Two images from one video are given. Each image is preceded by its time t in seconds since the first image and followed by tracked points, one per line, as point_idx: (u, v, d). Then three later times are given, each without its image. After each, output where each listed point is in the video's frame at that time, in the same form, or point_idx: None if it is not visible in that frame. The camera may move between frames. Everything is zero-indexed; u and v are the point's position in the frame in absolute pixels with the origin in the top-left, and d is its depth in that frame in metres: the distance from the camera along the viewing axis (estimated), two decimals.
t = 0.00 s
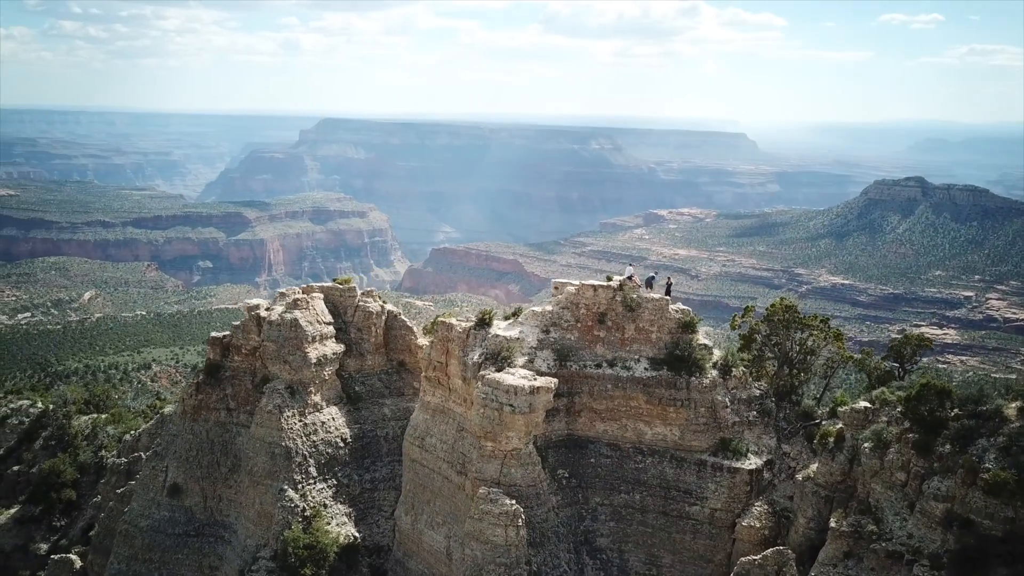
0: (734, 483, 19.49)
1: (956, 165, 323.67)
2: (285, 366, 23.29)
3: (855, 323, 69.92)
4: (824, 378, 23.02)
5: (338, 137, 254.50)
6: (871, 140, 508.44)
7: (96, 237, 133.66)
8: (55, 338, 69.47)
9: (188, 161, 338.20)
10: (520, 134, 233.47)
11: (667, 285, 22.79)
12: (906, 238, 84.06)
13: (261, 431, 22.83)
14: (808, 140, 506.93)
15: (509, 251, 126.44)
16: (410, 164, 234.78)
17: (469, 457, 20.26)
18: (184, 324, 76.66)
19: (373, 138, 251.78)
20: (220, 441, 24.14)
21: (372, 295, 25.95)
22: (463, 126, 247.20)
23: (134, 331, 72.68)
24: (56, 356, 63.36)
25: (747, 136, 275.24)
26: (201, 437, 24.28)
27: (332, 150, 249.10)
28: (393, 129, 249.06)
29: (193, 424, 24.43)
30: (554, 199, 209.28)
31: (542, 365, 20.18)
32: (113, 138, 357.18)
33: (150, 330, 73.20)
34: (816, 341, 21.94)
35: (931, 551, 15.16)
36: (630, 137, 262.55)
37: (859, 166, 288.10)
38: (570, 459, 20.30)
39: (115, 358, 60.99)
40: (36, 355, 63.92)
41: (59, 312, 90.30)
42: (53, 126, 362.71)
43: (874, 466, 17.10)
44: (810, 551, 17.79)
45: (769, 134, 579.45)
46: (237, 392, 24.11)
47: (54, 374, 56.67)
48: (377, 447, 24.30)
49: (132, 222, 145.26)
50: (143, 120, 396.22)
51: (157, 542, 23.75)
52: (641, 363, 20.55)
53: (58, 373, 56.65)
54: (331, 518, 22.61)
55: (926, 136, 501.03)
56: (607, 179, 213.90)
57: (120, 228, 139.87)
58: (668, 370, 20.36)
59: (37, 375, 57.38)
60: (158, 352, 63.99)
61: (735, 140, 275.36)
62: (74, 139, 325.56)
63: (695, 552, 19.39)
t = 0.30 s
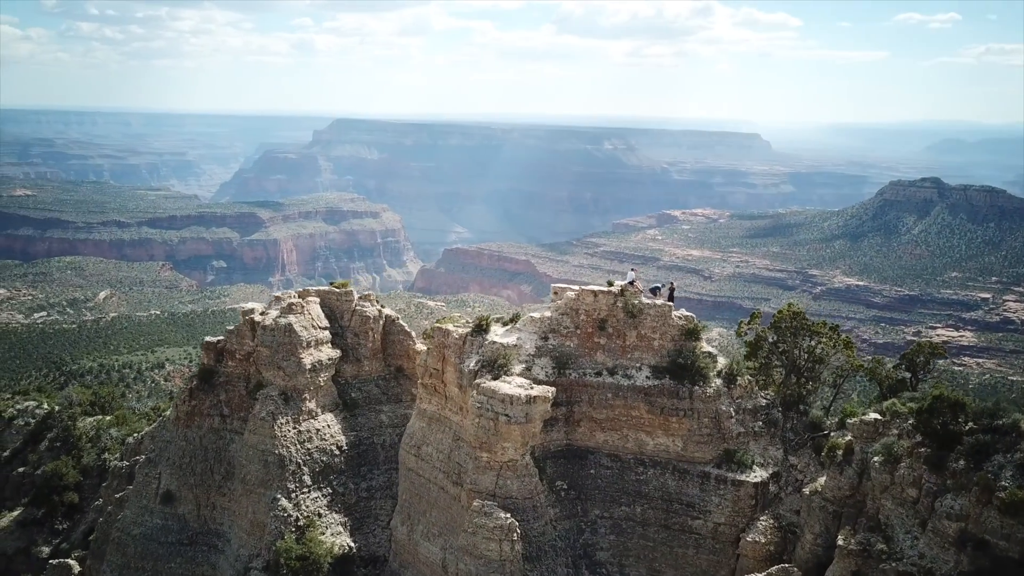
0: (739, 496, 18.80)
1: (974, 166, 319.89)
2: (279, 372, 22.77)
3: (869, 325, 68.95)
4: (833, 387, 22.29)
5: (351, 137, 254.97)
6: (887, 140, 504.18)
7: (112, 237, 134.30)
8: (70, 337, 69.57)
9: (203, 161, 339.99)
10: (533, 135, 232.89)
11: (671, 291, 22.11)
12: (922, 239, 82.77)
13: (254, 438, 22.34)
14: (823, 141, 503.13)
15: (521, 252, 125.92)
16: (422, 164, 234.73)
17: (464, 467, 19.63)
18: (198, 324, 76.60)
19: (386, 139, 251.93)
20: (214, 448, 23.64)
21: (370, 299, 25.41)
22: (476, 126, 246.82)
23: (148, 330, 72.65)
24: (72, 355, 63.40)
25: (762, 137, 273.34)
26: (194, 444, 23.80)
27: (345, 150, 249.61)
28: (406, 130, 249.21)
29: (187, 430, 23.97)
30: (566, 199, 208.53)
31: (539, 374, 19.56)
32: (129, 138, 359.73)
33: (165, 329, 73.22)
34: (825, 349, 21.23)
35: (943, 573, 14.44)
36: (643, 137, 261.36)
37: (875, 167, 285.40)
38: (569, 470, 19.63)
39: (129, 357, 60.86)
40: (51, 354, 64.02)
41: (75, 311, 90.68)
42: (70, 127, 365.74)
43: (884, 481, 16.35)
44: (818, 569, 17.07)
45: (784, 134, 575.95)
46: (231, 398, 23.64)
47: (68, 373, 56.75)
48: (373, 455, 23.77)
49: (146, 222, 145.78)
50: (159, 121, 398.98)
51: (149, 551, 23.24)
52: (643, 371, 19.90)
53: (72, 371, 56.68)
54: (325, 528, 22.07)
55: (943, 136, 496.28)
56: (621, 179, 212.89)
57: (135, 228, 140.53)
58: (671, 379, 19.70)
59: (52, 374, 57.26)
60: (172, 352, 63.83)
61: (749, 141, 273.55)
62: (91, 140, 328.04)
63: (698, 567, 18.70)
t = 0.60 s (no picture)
0: (740, 507, 18.27)
1: (996, 167, 315.42)
2: (274, 375, 22.45)
3: (887, 327, 68.07)
4: (841, 393, 21.68)
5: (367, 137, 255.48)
6: (907, 141, 498.58)
7: (129, 236, 135.40)
8: (88, 335, 69.91)
9: (220, 161, 341.86)
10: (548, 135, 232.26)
11: (674, 295, 21.56)
12: (941, 241, 81.40)
13: (249, 442, 22.02)
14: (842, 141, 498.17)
15: (535, 252, 125.41)
16: (437, 164, 234.72)
17: (458, 474, 19.21)
18: (215, 322, 76.67)
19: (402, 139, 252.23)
20: (209, 452, 23.37)
21: (368, 301, 25.05)
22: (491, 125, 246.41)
23: (164, 328, 72.81)
24: (89, 352, 63.63)
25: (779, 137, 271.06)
26: (189, 447, 23.55)
27: (361, 150, 250.09)
28: (422, 130, 249.36)
29: (182, 433, 23.71)
30: (582, 199, 207.73)
31: (536, 380, 19.09)
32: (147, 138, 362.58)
33: (181, 327, 73.34)
34: (832, 355, 20.62)
35: None
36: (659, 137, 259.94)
37: (894, 167, 282.05)
38: (566, 478, 19.16)
39: (146, 355, 61.01)
40: (69, 351, 64.33)
41: (93, 308, 91.27)
42: (89, 126, 368.88)
43: (890, 494, 15.76)
44: None
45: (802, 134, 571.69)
46: (226, 401, 23.33)
47: (85, 370, 56.78)
48: (370, 460, 23.41)
49: (164, 221, 146.54)
50: (178, 121, 402.01)
51: (145, 555, 22.99)
52: (642, 377, 19.41)
53: (90, 368, 56.70)
54: (320, 534, 21.72)
55: (964, 137, 490.17)
56: (637, 179, 211.53)
57: (152, 227, 141.59)
58: (671, 385, 19.19)
59: (70, 371, 57.37)
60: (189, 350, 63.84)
61: (766, 141, 271.38)
62: (109, 140, 330.73)
63: None
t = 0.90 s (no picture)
0: (739, 516, 17.81)
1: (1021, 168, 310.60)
2: (270, 376, 22.24)
3: (908, 329, 67.20)
4: (846, 399, 21.19)
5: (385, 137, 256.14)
6: (929, 142, 492.56)
7: (149, 234, 136.89)
8: (108, 333, 70.50)
9: (239, 161, 344.07)
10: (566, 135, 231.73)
11: (674, 300, 21.13)
12: (962, 242, 80.13)
13: (244, 445, 21.82)
14: (864, 142, 492.54)
15: (552, 252, 124.97)
16: (454, 164, 234.83)
17: (452, 481, 18.88)
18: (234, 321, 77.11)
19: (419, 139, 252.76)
20: (206, 454, 23.20)
21: (366, 302, 24.82)
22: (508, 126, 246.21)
23: (182, 326, 73.19)
24: (109, 349, 63.98)
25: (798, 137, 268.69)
26: (186, 449, 23.41)
27: (379, 150, 250.77)
28: (439, 130, 249.67)
29: (179, 435, 23.58)
30: (599, 200, 207.02)
31: (531, 385, 18.75)
32: (168, 138, 365.79)
33: (200, 325, 73.84)
34: (835, 362, 20.14)
35: None
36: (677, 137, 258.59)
37: (916, 169, 278.69)
38: (562, 485, 18.80)
39: (164, 352, 61.30)
40: (89, 348, 64.92)
41: (113, 306, 92.03)
42: (111, 127, 372.69)
43: (892, 506, 15.22)
44: None
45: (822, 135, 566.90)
46: (222, 403, 23.13)
47: (105, 367, 57.08)
48: (368, 463, 23.18)
49: (183, 220, 147.80)
50: (198, 121, 405.04)
51: (141, 557, 22.87)
52: (641, 383, 19.01)
53: (110, 365, 56.97)
54: (316, 538, 21.47)
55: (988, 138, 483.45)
56: (654, 179, 210.25)
57: (172, 227, 143.21)
58: (670, 392, 18.77)
59: (90, 368, 57.75)
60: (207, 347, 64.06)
61: (785, 142, 269.10)
62: (131, 140, 333.88)
63: None
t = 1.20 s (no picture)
0: (735, 523, 17.47)
1: None
2: (267, 377, 22.16)
3: (929, 332, 66.42)
4: (850, 405, 20.83)
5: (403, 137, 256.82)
6: (953, 142, 486.05)
7: (170, 234, 138.78)
8: (127, 331, 71.13)
9: (259, 160, 346.25)
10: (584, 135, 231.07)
11: (672, 302, 20.85)
12: (985, 245, 78.87)
13: (240, 445, 21.75)
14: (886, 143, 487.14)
15: (569, 253, 124.63)
16: (472, 164, 234.96)
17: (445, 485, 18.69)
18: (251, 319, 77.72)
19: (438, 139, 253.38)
20: (204, 454, 23.19)
21: (366, 303, 24.70)
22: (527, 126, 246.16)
23: (200, 326, 73.67)
24: (129, 347, 64.55)
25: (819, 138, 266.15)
26: (183, 448, 23.39)
27: (397, 150, 251.46)
28: (457, 130, 249.97)
29: (177, 435, 23.59)
30: (617, 200, 206.26)
31: (525, 388, 18.50)
32: (189, 138, 369.08)
33: (218, 324, 74.52)
34: (838, 367, 19.76)
35: None
36: (696, 138, 257.25)
37: (938, 170, 275.10)
38: (556, 490, 18.55)
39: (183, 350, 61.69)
40: (109, 346, 65.56)
41: (133, 305, 92.93)
42: (133, 126, 376.18)
43: (890, 515, 14.85)
44: None
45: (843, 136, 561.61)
46: (220, 402, 23.10)
47: (124, 365, 57.61)
48: (365, 465, 23.05)
49: (203, 219, 149.10)
50: (218, 121, 408.15)
51: (139, 556, 22.87)
52: (637, 387, 18.72)
53: (129, 363, 57.42)
54: (311, 540, 21.36)
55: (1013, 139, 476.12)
56: (672, 180, 209.19)
57: (192, 226, 145.06)
58: (667, 397, 18.46)
59: (110, 366, 58.25)
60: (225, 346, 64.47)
61: (806, 142, 266.66)
62: (152, 140, 336.82)
63: None
